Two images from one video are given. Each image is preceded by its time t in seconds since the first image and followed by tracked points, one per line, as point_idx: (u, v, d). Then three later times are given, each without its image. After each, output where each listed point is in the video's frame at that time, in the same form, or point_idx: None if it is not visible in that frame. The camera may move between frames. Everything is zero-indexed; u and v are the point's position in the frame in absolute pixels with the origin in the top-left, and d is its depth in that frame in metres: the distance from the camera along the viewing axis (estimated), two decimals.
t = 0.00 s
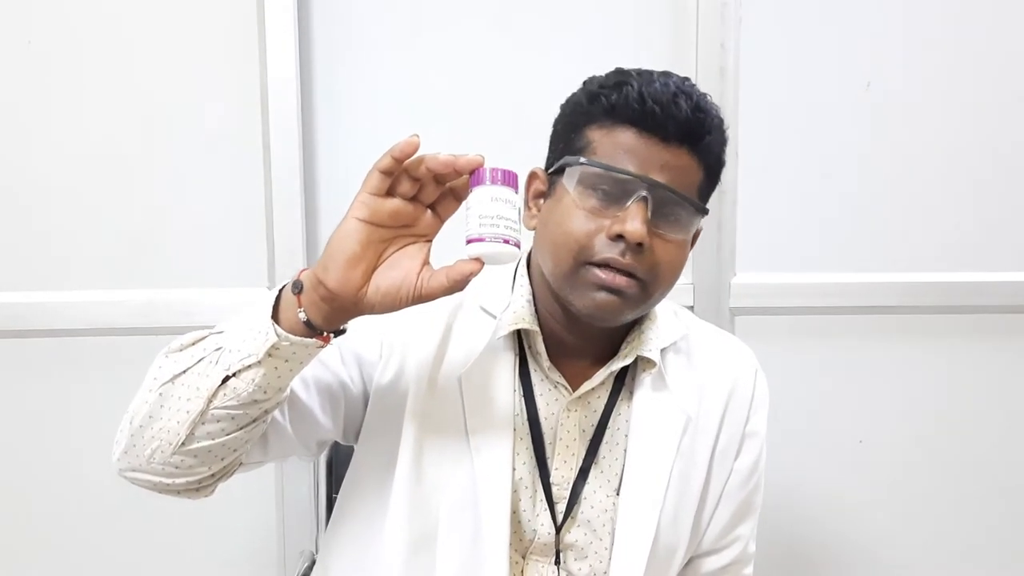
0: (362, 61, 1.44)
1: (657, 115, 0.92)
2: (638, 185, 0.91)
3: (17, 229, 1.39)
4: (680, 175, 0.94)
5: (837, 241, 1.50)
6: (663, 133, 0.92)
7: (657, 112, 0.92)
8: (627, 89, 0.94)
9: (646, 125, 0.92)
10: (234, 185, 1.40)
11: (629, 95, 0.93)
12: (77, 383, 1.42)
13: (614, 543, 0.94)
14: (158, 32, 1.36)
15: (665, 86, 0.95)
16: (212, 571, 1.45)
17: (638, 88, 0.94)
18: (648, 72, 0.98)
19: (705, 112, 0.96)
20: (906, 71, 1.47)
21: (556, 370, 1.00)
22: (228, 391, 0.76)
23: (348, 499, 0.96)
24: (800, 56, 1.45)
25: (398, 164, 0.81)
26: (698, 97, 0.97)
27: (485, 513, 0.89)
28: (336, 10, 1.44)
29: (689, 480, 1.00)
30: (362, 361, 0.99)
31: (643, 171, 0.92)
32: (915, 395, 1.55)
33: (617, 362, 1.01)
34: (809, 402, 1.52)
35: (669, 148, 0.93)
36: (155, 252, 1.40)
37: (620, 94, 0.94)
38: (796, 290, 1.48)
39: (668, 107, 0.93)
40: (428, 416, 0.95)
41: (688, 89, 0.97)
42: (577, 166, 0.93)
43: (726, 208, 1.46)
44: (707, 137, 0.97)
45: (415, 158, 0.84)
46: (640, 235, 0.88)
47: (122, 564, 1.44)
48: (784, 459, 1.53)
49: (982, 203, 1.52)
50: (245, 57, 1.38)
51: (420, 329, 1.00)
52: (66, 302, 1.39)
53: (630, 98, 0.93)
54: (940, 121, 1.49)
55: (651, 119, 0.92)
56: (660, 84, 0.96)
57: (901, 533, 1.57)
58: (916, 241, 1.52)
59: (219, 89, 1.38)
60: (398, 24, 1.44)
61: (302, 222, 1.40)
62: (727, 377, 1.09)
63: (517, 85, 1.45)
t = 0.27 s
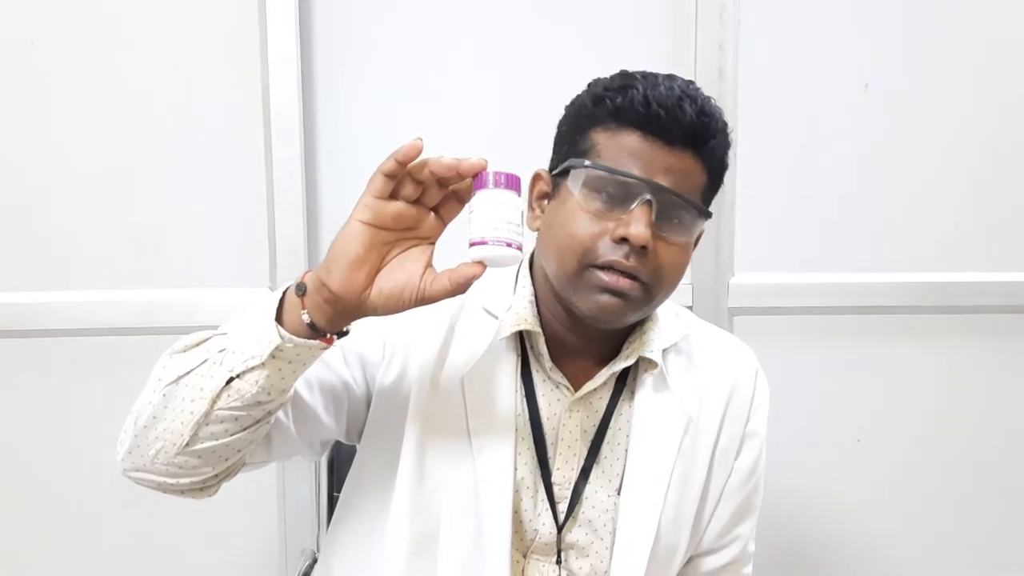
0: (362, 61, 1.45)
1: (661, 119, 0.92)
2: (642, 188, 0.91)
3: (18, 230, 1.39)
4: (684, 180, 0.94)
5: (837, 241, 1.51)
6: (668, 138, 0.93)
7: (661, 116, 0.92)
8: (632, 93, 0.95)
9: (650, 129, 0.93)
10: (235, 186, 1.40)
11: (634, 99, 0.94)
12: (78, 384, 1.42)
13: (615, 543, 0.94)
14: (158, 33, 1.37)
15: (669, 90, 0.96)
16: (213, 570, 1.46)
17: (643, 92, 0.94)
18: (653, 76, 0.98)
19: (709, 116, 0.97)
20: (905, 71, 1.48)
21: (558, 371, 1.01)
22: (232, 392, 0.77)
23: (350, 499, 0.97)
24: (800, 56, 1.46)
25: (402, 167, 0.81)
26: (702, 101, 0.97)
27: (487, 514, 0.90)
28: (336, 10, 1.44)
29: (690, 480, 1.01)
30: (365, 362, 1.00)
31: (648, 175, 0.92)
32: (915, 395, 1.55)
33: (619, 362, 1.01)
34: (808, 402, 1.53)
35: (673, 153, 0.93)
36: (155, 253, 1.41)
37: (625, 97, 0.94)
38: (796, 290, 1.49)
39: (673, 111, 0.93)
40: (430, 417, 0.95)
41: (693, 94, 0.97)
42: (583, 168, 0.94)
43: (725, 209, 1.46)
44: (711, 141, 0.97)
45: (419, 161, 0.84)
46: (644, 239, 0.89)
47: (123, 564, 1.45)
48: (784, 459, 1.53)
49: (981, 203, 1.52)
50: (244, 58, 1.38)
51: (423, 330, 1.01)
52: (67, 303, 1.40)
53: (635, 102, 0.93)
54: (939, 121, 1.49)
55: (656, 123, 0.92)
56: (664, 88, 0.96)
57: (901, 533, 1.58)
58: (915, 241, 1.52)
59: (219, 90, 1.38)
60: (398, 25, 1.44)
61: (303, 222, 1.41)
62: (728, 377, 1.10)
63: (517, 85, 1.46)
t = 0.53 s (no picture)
0: (363, 61, 1.44)
1: (666, 120, 0.92)
2: (645, 189, 0.91)
3: (16, 229, 1.39)
4: (687, 181, 0.94)
5: (837, 241, 1.50)
6: (672, 138, 0.93)
7: (666, 117, 0.92)
8: (637, 93, 0.94)
9: (654, 129, 0.92)
10: (234, 185, 1.40)
11: (639, 98, 0.93)
12: (77, 383, 1.41)
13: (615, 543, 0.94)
14: (158, 32, 1.36)
15: (675, 91, 0.95)
16: (212, 571, 1.45)
17: (648, 92, 0.94)
18: (658, 76, 0.98)
19: (714, 118, 0.96)
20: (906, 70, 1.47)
21: (559, 370, 1.00)
22: (231, 389, 0.76)
23: (349, 500, 0.96)
24: (800, 56, 1.45)
25: (403, 164, 0.81)
26: (707, 103, 0.97)
27: (487, 514, 0.89)
28: (336, 9, 1.43)
29: (691, 480, 1.00)
30: (364, 359, 0.99)
31: (651, 175, 0.92)
32: (916, 395, 1.55)
33: (621, 362, 1.01)
34: (809, 402, 1.52)
35: (677, 153, 0.93)
36: (154, 253, 1.40)
37: (630, 97, 0.94)
38: (797, 291, 1.48)
39: (678, 112, 0.93)
40: (431, 417, 0.95)
41: (699, 95, 0.97)
42: (587, 168, 0.93)
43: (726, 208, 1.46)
44: (715, 142, 0.97)
45: (421, 158, 0.84)
46: (647, 240, 0.88)
47: (122, 564, 1.44)
48: (785, 460, 1.53)
49: (982, 203, 1.52)
50: (244, 57, 1.38)
51: (424, 329, 1.00)
52: (66, 302, 1.39)
53: (640, 102, 0.93)
54: (940, 121, 1.49)
55: (660, 124, 0.92)
56: (670, 88, 0.95)
57: (902, 534, 1.57)
58: (916, 241, 1.52)
59: (219, 89, 1.38)
60: (398, 24, 1.44)
61: (302, 222, 1.40)
62: (730, 378, 1.09)
63: (517, 84, 1.45)
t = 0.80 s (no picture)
0: (362, 61, 1.44)
1: (672, 123, 0.92)
2: (649, 191, 0.91)
3: (16, 229, 1.39)
4: (690, 184, 0.94)
5: (837, 241, 1.50)
6: (677, 141, 0.93)
7: (672, 120, 0.92)
8: (644, 94, 0.94)
9: (659, 132, 0.92)
10: (234, 186, 1.40)
11: (645, 101, 0.93)
12: (76, 383, 1.41)
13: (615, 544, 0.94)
14: (158, 32, 1.36)
15: (682, 94, 0.95)
16: (212, 571, 1.45)
17: (654, 94, 0.94)
18: (666, 78, 0.98)
19: (720, 122, 0.96)
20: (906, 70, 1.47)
21: (558, 371, 1.00)
22: (231, 390, 0.76)
23: (349, 500, 0.96)
24: (800, 56, 1.45)
25: (403, 164, 0.81)
26: (713, 106, 0.97)
27: (486, 514, 0.89)
28: (336, 9, 1.43)
29: (691, 481, 1.00)
30: (363, 360, 0.99)
31: (655, 177, 0.92)
32: (915, 395, 1.55)
33: (620, 363, 1.01)
34: (809, 402, 1.52)
35: (680, 156, 0.93)
36: (154, 253, 1.40)
37: (637, 99, 0.94)
38: (797, 291, 1.48)
39: (684, 115, 0.93)
40: (431, 418, 0.95)
41: (705, 98, 0.96)
42: (591, 168, 0.93)
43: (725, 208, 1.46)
44: (720, 146, 0.97)
45: (419, 159, 0.84)
46: (649, 242, 0.88)
47: (122, 564, 1.44)
48: (784, 460, 1.53)
49: (982, 203, 1.52)
50: (244, 57, 1.38)
51: (424, 330, 1.00)
52: (66, 302, 1.39)
53: (646, 104, 0.93)
54: (939, 121, 1.49)
55: (666, 127, 0.92)
56: (677, 91, 0.95)
57: (902, 534, 1.57)
58: (916, 241, 1.52)
59: (219, 89, 1.38)
60: (398, 24, 1.44)
61: (302, 222, 1.40)
62: (730, 379, 1.09)
63: (517, 84, 1.45)
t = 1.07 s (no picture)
0: (362, 61, 1.44)
1: (671, 121, 0.92)
2: (650, 190, 0.91)
3: (16, 229, 1.39)
4: (690, 183, 0.94)
5: (837, 241, 1.50)
6: (676, 140, 0.93)
7: (671, 118, 0.92)
8: (642, 93, 0.94)
9: (658, 131, 0.92)
10: (235, 186, 1.40)
11: (644, 100, 0.93)
12: (77, 384, 1.42)
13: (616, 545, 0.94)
14: (158, 32, 1.36)
15: (680, 92, 0.95)
16: (212, 571, 1.45)
17: (653, 93, 0.94)
18: (664, 77, 0.98)
19: (718, 119, 0.96)
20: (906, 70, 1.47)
21: (560, 372, 1.00)
22: (233, 393, 0.76)
23: (350, 502, 0.96)
24: (800, 56, 1.45)
25: (404, 166, 0.80)
26: (711, 104, 0.97)
27: (488, 516, 0.89)
28: (336, 9, 1.43)
29: (692, 481, 1.00)
30: (365, 362, 0.99)
31: (656, 177, 0.92)
32: (915, 395, 1.55)
33: (621, 365, 1.01)
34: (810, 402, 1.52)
35: (680, 155, 0.93)
36: (154, 253, 1.40)
37: (635, 98, 0.94)
38: (797, 291, 1.48)
39: (683, 113, 0.93)
40: (432, 420, 0.95)
41: (703, 96, 0.97)
42: (591, 168, 0.93)
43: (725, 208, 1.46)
44: (718, 143, 0.97)
45: (421, 160, 0.84)
46: (651, 240, 0.88)
47: (122, 564, 1.44)
48: (784, 460, 1.53)
49: (982, 203, 1.52)
50: (244, 57, 1.38)
51: (425, 331, 1.01)
52: (66, 303, 1.39)
53: (644, 103, 0.93)
54: (939, 122, 1.49)
55: (665, 125, 0.92)
56: (675, 89, 0.95)
57: (902, 534, 1.57)
58: (916, 241, 1.52)
59: (219, 89, 1.38)
60: (398, 24, 1.43)
61: (302, 223, 1.40)
62: (731, 379, 1.09)
63: (517, 84, 1.45)
